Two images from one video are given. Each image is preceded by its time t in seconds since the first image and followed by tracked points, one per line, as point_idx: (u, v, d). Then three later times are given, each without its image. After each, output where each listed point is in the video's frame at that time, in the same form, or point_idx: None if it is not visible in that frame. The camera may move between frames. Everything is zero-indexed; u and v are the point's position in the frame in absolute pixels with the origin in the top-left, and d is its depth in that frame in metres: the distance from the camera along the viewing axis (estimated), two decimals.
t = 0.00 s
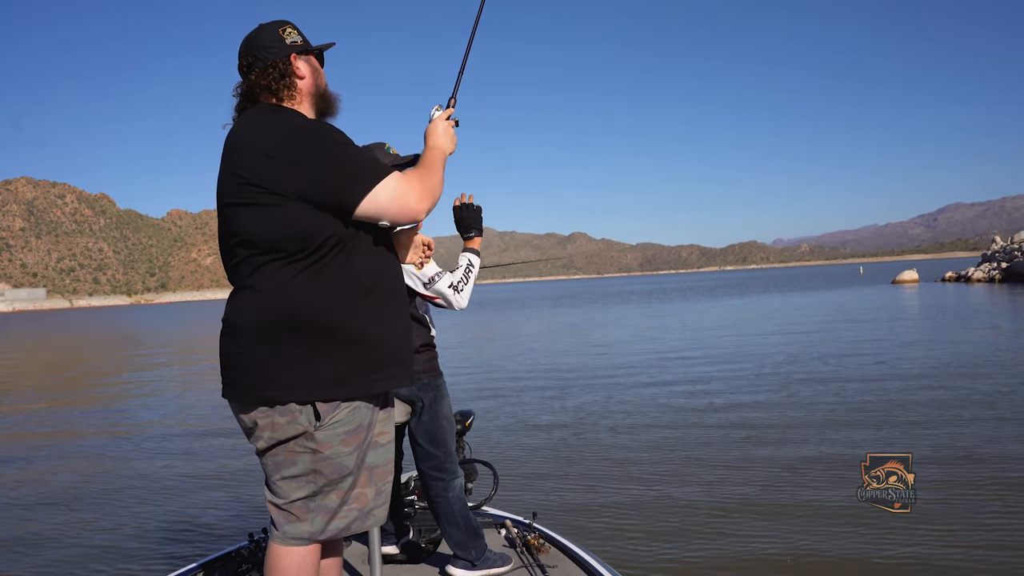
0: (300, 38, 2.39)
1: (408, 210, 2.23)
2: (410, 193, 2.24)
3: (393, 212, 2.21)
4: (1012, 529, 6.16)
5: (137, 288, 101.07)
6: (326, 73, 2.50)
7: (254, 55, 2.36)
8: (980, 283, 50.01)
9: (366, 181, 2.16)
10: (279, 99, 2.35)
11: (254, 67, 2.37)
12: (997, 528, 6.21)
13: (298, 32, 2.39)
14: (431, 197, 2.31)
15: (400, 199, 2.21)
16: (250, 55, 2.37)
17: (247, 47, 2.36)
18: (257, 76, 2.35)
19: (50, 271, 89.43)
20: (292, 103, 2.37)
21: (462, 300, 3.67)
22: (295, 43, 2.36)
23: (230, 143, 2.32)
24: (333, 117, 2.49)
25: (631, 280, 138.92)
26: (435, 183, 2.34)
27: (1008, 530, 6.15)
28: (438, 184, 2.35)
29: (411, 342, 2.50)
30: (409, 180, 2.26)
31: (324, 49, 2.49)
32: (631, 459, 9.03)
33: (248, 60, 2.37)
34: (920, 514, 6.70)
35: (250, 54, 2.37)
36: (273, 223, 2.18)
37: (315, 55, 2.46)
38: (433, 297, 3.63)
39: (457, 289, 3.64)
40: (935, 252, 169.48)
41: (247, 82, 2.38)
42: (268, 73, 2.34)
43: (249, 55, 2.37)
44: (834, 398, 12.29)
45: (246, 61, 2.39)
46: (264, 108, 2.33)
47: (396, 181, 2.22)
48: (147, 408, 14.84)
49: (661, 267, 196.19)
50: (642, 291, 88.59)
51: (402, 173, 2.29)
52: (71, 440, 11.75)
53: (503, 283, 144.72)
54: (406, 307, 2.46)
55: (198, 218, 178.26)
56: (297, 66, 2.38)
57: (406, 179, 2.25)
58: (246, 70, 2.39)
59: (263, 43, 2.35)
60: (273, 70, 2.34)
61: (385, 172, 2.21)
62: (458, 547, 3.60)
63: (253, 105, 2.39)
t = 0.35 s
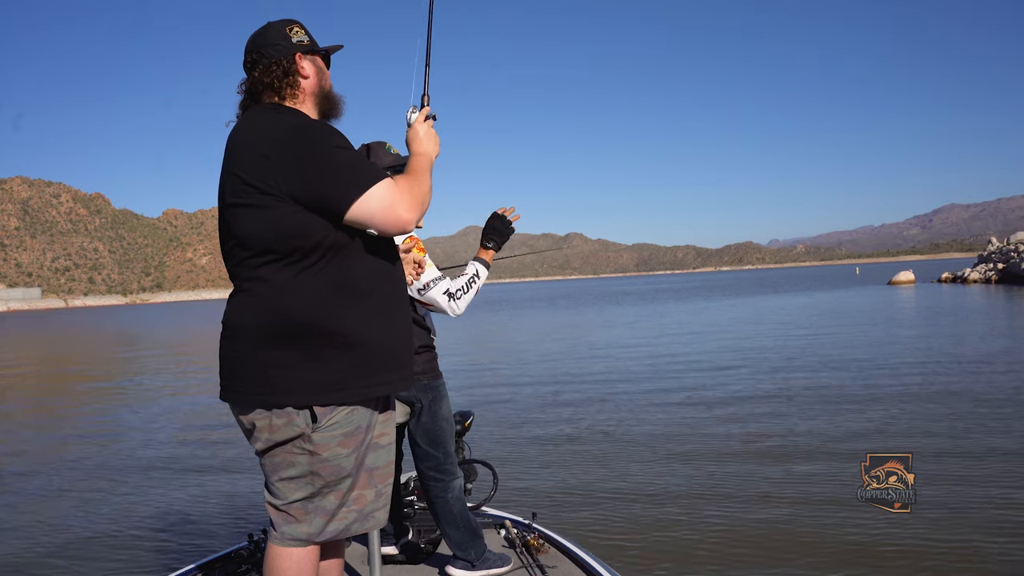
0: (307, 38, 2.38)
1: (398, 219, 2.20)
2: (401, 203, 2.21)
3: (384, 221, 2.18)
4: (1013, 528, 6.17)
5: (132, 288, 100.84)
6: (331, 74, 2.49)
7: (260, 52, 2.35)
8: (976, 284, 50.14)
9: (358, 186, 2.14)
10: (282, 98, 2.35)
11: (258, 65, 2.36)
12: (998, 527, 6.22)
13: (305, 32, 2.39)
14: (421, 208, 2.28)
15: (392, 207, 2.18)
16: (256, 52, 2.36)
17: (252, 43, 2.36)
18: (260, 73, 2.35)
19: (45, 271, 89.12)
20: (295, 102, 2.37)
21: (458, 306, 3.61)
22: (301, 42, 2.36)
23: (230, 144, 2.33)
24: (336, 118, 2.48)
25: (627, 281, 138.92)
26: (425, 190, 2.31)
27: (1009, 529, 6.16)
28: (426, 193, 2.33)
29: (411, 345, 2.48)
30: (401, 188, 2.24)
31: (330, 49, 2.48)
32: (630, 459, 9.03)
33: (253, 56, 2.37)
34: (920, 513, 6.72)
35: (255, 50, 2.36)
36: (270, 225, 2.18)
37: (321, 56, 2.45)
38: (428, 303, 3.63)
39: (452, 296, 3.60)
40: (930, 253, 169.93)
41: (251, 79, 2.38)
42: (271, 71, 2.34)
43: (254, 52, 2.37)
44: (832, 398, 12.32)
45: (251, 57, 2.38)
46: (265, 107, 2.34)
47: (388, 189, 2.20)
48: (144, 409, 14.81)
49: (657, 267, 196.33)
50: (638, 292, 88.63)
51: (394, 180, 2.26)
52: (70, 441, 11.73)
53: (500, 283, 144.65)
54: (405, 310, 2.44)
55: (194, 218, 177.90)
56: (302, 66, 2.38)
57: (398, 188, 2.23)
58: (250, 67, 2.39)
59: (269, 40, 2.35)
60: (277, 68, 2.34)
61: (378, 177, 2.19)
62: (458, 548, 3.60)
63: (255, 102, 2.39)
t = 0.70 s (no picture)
0: (306, 36, 2.38)
1: (380, 222, 2.15)
2: (384, 205, 2.16)
3: (364, 223, 2.14)
4: (1013, 530, 6.20)
5: (129, 288, 100.72)
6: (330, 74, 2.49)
7: (257, 48, 2.35)
8: (974, 284, 50.31)
9: (340, 186, 2.11)
10: (277, 97, 2.35)
11: (255, 62, 2.37)
12: (998, 529, 6.24)
13: (305, 31, 2.39)
14: (407, 212, 2.22)
15: (373, 209, 2.14)
16: (253, 49, 2.37)
17: (251, 40, 2.36)
18: (256, 71, 2.35)
19: (40, 272, 88.73)
20: (291, 101, 2.37)
21: (462, 303, 3.61)
22: (301, 41, 2.36)
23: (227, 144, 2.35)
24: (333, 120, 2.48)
25: (624, 281, 138.90)
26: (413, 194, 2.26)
27: (1009, 530, 6.19)
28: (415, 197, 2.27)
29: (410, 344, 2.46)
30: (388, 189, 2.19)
31: (331, 49, 2.47)
32: (629, 459, 9.05)
33: (250, 53, 2.37)
34: (920, 514, 6.74)
35: (252, 48, 2.37)
36: (258, 224, 2.19)
37: (320, 56, 2.45)
38: (432, 301, 3.61)
39: (458, 292, 3.61)
40: (926, 253, 170.25)
41: (247, 76, 2.38)
42: (267, 69, 2.35)
43: (252, 48, 2.37)
44: (830, 398, 12.34)
45: (249, 53, 2.39)
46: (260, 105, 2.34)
47: (371, 191, 2.16)
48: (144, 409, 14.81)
49: (654, 267, 196.53)
50: (635, 293, 88.63)
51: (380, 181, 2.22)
52: (70, 441, 11.73)
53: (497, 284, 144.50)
54: (403, 311, 2.43)
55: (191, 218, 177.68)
56: (299, 65, 2.38)
57: (383, 191, 2.18)
58: (247, 64, 2.39)
59: (267, 38, 2.35)
60: (273, 66, 2.35)
61: (362, 178, 2.16)
62: (458, 547, 3.60)
63: (252, 101, 2.40)
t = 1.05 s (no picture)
0: (299, 41, 2.37)
1: (356, 231, 2.12)
2: (361, 214, 2.14)
3: (339, 231, 2.11)
4: (1013, 529, 6.21)
5: (125, 289, 100.54)
6: (324, 81, 2.46)
7: (248, 46, 2.39)
8: (971, 284, 50.44)
9: (319, 190, 2.10)
10: (254, 98, 2.38)
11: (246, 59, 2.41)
12: (998, 528, 6.25)
13: (300, 34, 2.37)
14: (384, 225, 2.19)
15: (349, 216, 2.12)
16: (247, 46, 2.41)
17: (245, 38, 2.40)
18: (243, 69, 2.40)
19: (36, 273, 88.44)
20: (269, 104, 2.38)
21: (460, 308, 3.62)
22: (289, 45, 2.35)
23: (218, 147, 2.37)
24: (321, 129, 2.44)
25: (621, 282, 138.92)
26: (394, 209, 2.23)
27: (1008, 529, 6.20)
28: (396, 211, 2.25)
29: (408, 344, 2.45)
30: (369, 199, 2.17)
31: (329, 55, 2.43)
32: (629, 459, 9.06)
33: (244, 50, 2.41)
34: (920, 514, 6.75)
35: (246, 45, 2.41)
36: (246, 228, 2.20)
37: (315, 61, 2.42)
38: (429, 304, 3.61)
39: (455, 297, 3.60)
40: (922, 253, 170.59)
41: (238, 72, 2.44)
42: (251, 68, 2.38)
43: (246, 47, 2.41)
44: (830, 398, 12.37)
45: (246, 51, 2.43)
46: (246, 105, 2.38)
47: (351, 198, 2.13)
48: (142, 411, 14.78)
49: (651, 268, 196.73)
50: (632, 294, 88.66)
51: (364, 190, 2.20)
52: (69, 443, 11.70)
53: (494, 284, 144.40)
54: (399, 311, 2.42)
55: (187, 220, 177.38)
56: (281, 70, 2.38)
57: (364, 199, 2.16)
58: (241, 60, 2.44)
59: (260, 37, 2.36)
60: (255, 67, 2.37)
61: (344, 183, 2.14)
62: (458, 547, 3.60)
63: (244, 97, 2.44)
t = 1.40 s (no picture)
0: (301, 42, 2.36)
1: (343, 237, 2.11)
2: (349, 222, 2.12)
3: (327, 236, 2.10)
4: (1014, 529, 6.23)
5: (121, 289, 100.35)
6: (325, 83, 2.45)
7: (250, 46, 2.40)
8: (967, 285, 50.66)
9: (308, 196, 2.09)
10: (254, 97, 2.39)
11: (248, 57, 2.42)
12: (998, 528, 6.28)
13: (302, 35, 2.37)
14: (373, 232, 2.17)
15: (338, 223, 2.10)
16: (250, 44, 2.42)
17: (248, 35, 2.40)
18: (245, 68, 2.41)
19: (32, 272, 88.16)
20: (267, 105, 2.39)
21: (457, 310, 3.61)
22: (291, 46, 2.34)
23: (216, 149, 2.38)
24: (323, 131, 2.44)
25: (617, 283, 139.03)
26: (385, 218, 2.21)
27: (1008, 529, 6.24)
28: (388, 220, 2.22)
29: (403, 349, 2.43)
30: (359, 206, 2.15)
31: (330, 57, 2.42)
32: (629, 460, 9.08)
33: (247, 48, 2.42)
34: (920, 514, 6.77)
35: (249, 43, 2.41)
36: (239, 232, 2.20)
37: (315, 63, 2.41)
38: (427, 305, 3.61)
39: (453, 298, 3.61)
40: (918, 254, 171.13)
41: (240, 70, 2.44)
42: (252, 67, 2.38)
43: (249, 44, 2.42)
44: (829, 399, 12.41)
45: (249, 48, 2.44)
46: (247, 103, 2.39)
47: (339, 204, 2.12)
48: (140, 411, 14.77)
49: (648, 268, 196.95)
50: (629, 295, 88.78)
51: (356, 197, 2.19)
52: (68, 443, 11.67)
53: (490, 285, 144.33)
54: (395, 318, 2.41)
55: (182, 219, 177.02)
56: (281, 70, 2.37)
57: (354, 207, 2.14)
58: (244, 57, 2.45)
59: (262, 35, 2.36)
60: (256, 66, 2.37)
61: (334, 190, 2.13)
62: (457, 548, 3.60)
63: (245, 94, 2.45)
